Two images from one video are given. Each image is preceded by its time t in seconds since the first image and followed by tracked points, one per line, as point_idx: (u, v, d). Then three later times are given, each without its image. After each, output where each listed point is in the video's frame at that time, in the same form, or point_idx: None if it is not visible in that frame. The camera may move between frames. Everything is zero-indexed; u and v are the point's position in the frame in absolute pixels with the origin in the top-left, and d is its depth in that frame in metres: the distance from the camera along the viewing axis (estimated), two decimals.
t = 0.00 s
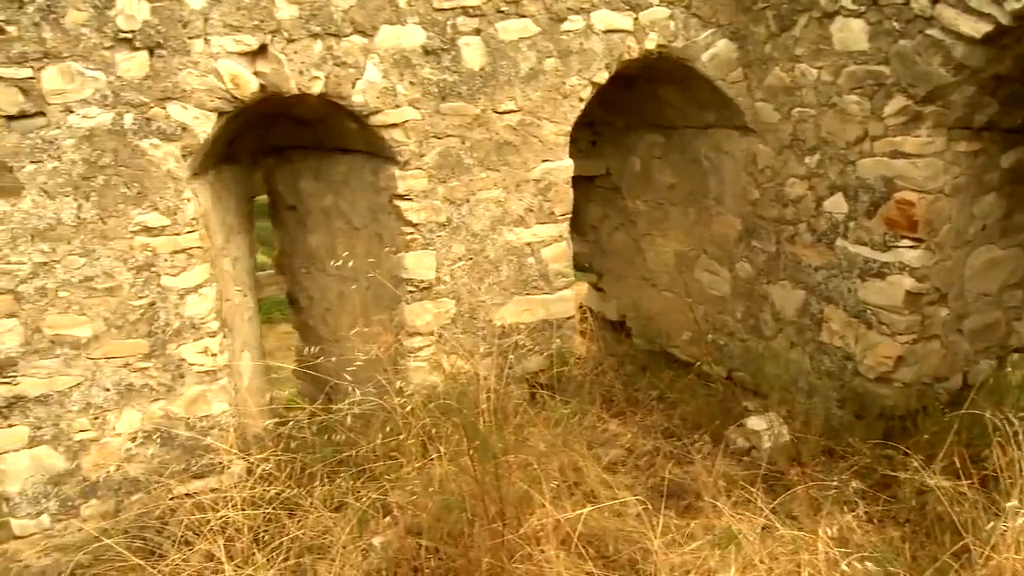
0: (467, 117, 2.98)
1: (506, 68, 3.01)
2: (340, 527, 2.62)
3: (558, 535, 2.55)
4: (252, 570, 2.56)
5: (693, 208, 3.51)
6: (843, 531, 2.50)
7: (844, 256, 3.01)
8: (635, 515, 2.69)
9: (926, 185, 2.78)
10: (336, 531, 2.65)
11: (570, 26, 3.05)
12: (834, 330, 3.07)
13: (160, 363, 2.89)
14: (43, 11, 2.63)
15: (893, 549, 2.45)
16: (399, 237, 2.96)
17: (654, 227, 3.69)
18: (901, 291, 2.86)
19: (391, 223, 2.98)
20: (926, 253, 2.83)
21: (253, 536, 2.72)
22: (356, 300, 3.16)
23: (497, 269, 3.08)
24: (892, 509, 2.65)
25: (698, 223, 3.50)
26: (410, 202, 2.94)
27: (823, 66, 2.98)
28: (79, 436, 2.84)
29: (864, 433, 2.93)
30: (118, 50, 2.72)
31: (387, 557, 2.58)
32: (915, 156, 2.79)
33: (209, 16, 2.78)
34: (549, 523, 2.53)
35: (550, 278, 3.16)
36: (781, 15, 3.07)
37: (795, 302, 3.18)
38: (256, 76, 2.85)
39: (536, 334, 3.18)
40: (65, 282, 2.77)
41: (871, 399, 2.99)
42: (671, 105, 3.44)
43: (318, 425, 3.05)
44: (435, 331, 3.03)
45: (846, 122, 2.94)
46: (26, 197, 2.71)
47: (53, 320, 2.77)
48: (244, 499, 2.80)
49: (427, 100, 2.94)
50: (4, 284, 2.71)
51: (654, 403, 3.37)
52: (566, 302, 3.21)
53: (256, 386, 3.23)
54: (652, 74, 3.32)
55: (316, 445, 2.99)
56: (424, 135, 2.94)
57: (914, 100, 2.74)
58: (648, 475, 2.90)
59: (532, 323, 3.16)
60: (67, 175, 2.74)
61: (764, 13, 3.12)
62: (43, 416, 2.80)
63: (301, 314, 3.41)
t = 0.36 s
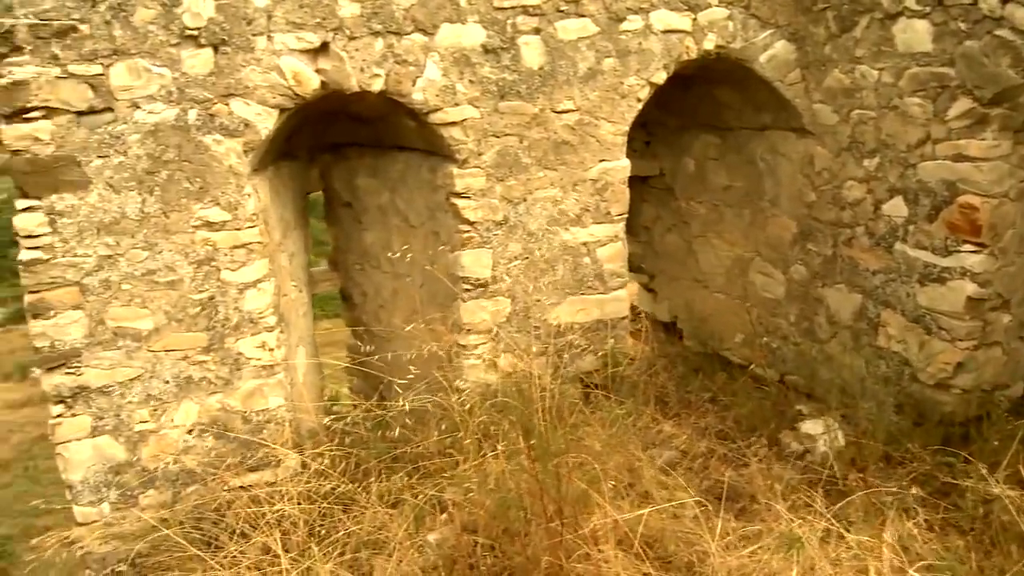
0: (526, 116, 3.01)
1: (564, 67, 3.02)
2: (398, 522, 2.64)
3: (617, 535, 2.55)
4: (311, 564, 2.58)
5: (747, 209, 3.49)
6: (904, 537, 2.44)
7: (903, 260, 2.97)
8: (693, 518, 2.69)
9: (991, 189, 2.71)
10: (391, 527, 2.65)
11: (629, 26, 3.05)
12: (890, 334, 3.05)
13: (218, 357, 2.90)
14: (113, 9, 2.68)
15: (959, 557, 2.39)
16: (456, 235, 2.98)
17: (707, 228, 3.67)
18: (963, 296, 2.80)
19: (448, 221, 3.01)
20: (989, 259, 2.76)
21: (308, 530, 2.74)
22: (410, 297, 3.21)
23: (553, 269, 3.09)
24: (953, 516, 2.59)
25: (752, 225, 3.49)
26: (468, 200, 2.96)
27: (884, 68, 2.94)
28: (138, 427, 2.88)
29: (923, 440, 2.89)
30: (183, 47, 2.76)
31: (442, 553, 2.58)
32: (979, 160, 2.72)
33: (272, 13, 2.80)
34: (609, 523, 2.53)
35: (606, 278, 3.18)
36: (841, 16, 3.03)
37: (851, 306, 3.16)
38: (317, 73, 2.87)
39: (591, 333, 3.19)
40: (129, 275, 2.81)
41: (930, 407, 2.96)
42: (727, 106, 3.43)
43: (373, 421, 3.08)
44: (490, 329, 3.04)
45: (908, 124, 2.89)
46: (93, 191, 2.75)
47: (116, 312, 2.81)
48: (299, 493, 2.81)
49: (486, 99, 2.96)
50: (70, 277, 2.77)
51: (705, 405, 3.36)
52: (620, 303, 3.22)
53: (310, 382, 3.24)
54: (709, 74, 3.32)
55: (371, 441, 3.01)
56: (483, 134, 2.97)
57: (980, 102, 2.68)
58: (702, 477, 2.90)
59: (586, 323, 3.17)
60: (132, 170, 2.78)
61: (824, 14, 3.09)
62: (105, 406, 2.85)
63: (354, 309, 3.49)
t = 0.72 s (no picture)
0: (587, 116, 3.03)
1: (626, 67, 3.05)
2: (457, 519, 2.66)
3: (676, 537, 2.54)
4: (369, 559, 2.59)
5: (805, 212, 3.47)
6: (970, 548, 2.39)
7: (967, 266, 2.90)
8: (751, 522, 2.68)
9: None
10: (450, 524, 2.67)
11: (691, 26, 3.06)
12: (951, 341, 2.99)
13: (278, 351, 2.91)
14: (184, 7, 2.73)
15: None
16: (515, 233, 3.00)
17: (763, 231, 3.65)
18: None
19: (507, 220, 3.03)
20: None
21: (365, 525, 2.75)
22: (466, 294, 3.23)
23: (611, 268, 3.11)
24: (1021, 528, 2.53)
25: (809, 227, 3.46)
26: (528, 199, 2.98)
27: (950, 70, 2.89)
28: (198, 419, 2.90)
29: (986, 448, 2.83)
30: (250, 44, 2.79)
31: (500, 551, 2.59)
32: None
33: (337, 11, 2.83)
34: (669, 525, 2.52)
35: (663, 279, 3.19)
36: (906, 17, 3.00)
37: (911, 311, 3.12)
38: (381, 70, 2.88)
39: (648, 334, 3.19)
40: (192, 269, 2.83)
41: (994, 414, 2.85)
42: (786, 107, 3.42)
43: (430, 418, 3.10)
44: (547, 328, 3.05)
45: (975, 127, 2.83)
46: (159, 185, 2.79)
47: (179, 305, 2.84)
48: (357, 488, 2.83)
49: (548, 98, 2.99)
50: (135, 270, 2.80)
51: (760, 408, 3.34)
52: (676, 304, 3.22)
53: (366, 376, 3.25)
54: (769, 75, 3.31)
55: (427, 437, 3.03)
56: (543, 133, 2.99)
57: None
58: (759, 480, 2.89)
59: (643, 323, 3.17)
60: (198, 165, 2.81)
61: (887, 15, 3.06)
62: (166, 398, 2.87)
63: (409, 306, 3.53)
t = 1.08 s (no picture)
0: (649, 116, 3.06)
1: (689, 67, 3.07)
2: (516, 517, 2.66)
3: (738, 540, 2.51)
4: (429, 556, 2.60)
5: (864, 215, 3.45)
6: None
7: None
8: (813, 526, 2.64)
9: None
10: (509, 522, 2.67)
11: (754, 27, 3.06)
12: (1017, 348, 2.90)
13: (338, 347, 2.92)
14: (252, 4, 2.76)
15: None
16: (575, 233, 3.04)
17: (821, 235, 3.63)
18: None
19: (567, 219, 3.07)
20: None
21: (424, 521, 2.76)
22: (524, 293, 3.26)
23: (670, 269, 3.13)
24: None
25: (868, 231, 3.44)
26: (589, 199, 3.01)
27: (1022, 71, 2.84)
28: (259, 413, 2.92)
29: None
30: (316, 42, 2.82)
31: (559, 550, 2.60)
32: None
33: (403, 9, 2.85)
34: (731, 528, 2.49)
35: (722, 280, 3.19)
36: (975, 18, 2.95)
37: (973, 318, 3.06)
38: (445, 68, 2.91)
39: (705, 335, 3.19)
40: (255, 264, 2.85)
41: None
42: (846, 109, 3.40)
43: (487, 416, 3.11)
44: (605, 327, 3.08)
45: None
46: (225, 180, 2.81)
47: (242, 299, 2.86)
48: (415, 484, 2.84)
49: (610, 98, 3.02)
50: (200, 264, 2.83)
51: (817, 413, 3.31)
52: (734, 306, 3.22)
53: (423, 373, 3.26)
54: (830, 77, 3.28)
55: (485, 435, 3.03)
56: (606, 133, 3.02)
57: None
58: (818, 484, 2.86)
59: (701, 325, 3.19)
60: (263, 160, 2.83)
61: (956, 15, 3.02)
62: (227, 391, 2.89)
63: (465, 304, 3.58)
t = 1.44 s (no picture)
0: (710, 118, 3.06)
1: (751, 69, 3.06)
2: (573, 517, 2.66)
3: (799, 545, 2.48)
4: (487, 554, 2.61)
5: (923, 220, 3.41)
6: None
7: None
8: (875, 533, 2.60)
9: None
10: (568, 522, 2.68)
11: (817, 29, 3.04)
12: None
13: (396, 344, 2.93)
14: (319, 3, 2.78)
15: None
16: (634, 233, 3.04)
17: (878, 239, 3.61)
18: None
19: (626, 219, 3.08)
20: None
21: (481, 519, 2.77)
22: (581, 292, 3.26)
23: (728, 271, 3.13)
24: None
25: (928, 235, 3.39)
26: (648, 200, 3.02)
27: None
28: (317, 408, 2.93)
29: None
30: (381, 40, 2.83)
31: (618, 551, 2.60)
32: None
33: (467, 8, 2.86)
34: (793, 533, 2.46)
35: (780, 283, 3.18)
36: None
37: None
38: (507, 68, 2.91)
39: (763, 338, 3.18)
40: (317, 260, 2.87)
41: None
42: (908, 113, 3.37)
43: (543, 415, 3.12)
44: (661, 329, 3.07)
45: None
46: (288, 176, 2.83)
47: (303, 295, 2.87)
48: (471, 482, 2.85)
49: (672, 99, 3.02)
50: (262, 259, 2.84)
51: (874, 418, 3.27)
52: (792, 310, 3.21)
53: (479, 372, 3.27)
54: (892, 80, 3.25)
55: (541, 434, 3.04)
56: (667, 134, 3.03)
57: None
58: (878, 491, 2.83)
59: (757, 328, 3.18)
60: (326, 157, 2.85)
61: None
62: (286, 385, 2.91)
63: (520, 303, 3.60)
